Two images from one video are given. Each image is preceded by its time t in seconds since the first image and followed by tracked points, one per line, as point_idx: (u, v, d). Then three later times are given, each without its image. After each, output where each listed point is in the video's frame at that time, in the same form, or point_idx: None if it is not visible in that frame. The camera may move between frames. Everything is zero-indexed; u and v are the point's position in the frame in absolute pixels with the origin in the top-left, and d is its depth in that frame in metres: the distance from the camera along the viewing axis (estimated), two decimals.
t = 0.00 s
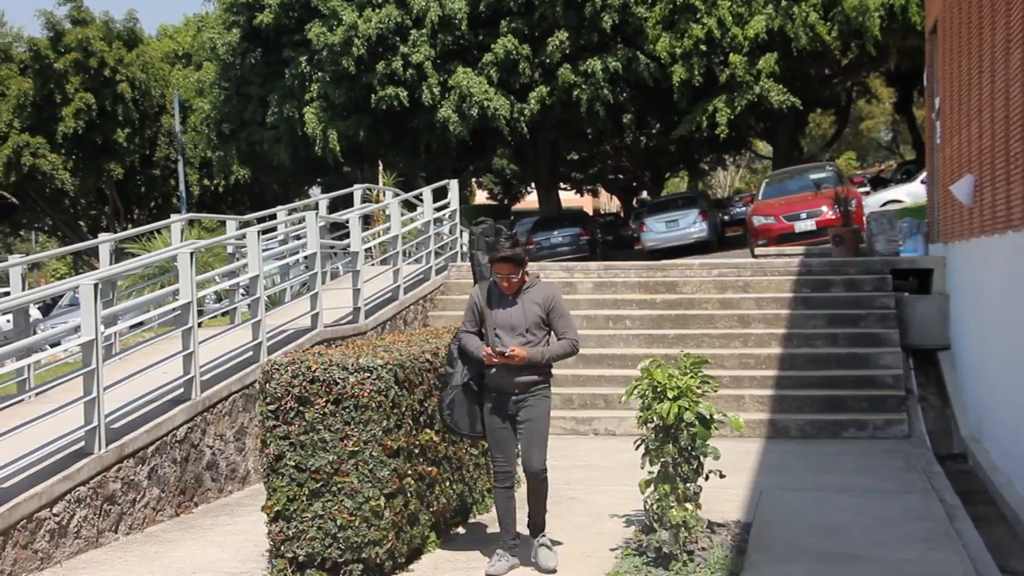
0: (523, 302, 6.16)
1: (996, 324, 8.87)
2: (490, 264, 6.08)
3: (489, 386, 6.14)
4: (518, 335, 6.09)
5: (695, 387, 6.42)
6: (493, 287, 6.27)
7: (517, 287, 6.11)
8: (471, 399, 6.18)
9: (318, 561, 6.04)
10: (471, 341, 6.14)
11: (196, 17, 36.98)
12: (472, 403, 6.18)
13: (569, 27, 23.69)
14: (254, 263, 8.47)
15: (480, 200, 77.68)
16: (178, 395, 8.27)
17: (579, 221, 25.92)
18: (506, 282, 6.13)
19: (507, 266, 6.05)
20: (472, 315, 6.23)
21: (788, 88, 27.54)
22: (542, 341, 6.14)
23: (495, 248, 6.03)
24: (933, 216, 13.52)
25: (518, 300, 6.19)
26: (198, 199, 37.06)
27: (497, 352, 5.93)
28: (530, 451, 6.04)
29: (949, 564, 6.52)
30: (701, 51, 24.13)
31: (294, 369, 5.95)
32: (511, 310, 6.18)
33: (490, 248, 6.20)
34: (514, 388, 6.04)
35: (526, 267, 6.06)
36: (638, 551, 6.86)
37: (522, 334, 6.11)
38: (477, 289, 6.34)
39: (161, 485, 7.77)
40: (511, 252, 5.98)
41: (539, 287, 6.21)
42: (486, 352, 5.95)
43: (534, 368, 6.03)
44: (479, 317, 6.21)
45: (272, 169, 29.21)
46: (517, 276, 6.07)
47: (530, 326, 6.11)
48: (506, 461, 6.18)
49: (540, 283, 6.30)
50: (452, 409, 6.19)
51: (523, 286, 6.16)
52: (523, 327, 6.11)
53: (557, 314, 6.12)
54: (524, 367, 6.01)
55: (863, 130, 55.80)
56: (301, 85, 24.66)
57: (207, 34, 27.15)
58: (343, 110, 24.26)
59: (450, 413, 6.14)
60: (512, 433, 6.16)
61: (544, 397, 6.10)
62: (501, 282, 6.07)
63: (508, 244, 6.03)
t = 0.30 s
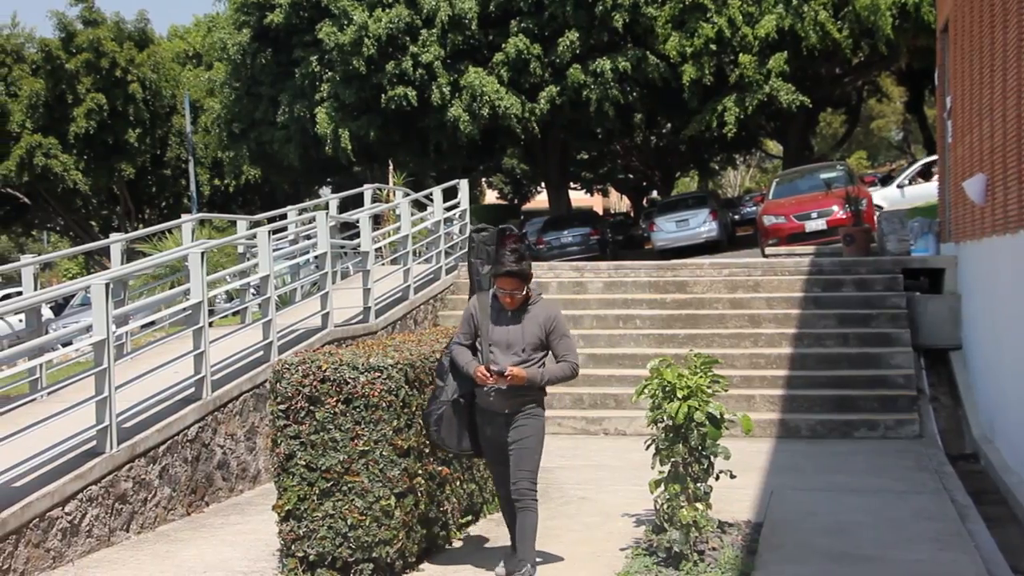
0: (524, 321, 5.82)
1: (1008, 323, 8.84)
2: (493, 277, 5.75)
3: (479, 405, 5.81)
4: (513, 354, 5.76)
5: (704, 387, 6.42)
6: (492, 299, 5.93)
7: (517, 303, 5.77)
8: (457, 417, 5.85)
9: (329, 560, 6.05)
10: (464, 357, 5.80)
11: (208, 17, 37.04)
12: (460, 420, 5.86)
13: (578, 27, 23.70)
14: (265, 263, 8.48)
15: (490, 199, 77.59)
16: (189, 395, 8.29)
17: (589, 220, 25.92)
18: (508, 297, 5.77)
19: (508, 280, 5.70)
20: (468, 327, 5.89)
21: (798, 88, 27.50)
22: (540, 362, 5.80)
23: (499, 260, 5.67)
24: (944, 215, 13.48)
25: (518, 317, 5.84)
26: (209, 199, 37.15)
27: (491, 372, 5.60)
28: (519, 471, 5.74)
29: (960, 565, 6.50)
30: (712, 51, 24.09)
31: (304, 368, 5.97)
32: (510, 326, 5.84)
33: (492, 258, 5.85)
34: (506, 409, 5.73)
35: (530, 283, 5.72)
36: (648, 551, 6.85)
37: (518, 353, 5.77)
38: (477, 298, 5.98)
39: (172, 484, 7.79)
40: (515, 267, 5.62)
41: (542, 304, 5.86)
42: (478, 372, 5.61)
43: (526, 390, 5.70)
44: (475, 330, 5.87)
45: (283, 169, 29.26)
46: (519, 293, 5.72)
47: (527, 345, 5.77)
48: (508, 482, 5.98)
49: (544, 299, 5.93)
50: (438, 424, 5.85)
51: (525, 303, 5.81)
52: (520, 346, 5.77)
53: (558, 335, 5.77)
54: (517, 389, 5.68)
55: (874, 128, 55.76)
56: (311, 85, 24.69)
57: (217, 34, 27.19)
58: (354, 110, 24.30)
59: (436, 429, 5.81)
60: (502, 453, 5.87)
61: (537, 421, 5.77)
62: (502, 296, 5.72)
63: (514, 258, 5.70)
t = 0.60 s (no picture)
0: (528, 313, 5.58)
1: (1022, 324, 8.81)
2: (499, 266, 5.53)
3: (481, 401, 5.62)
4: (516, 348, 5.52)
5: (717, 387, 6.40)
6: (498, 290, 5.71)
7: (522, 294, 5.54)
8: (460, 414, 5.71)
9: (342, 559, 6.07)
10: (466, 350, 5.62)
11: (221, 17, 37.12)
12: (462, 417, 5.71)
13: (591, 27, 23.70)
14: (278, 263, 8.50)
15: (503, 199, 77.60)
16: (202, 394, 8.31)
17: (602, 220, 25.91)
18: (513, 288, 5.54)
19: (513, 270, 5.48)
20: (471, 319, 5.70)
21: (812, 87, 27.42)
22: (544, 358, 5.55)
23: (503, 249, 5.47)
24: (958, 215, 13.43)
25: (523, 309, 5.60)
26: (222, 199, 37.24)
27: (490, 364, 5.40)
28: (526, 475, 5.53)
29: (975, 565, 6.47)
30: (724, 50, 24.03)
31: (317, 368, 5.98)
32: (514, 319, 5.60)
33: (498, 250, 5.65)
34: (507, 406, 5.49)
35: (535, 274, 5.48)
36: (662, 551, 6.84)
37: (521, 346, 5.52)
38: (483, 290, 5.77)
39: (186, 483, 7.81)
40: (518, 255, 5.40)
41: (548, 298, 5.63)
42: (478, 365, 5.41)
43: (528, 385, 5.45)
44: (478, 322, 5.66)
45: (296, 169, 29.31)
46: (525, 283, 5.49)
47: (531, 339, 5.53)
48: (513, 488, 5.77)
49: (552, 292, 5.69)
50: (440, 419, 5.71)
51: (531, 295, 5.58)
52: (523, 340, 5.53)
53: (564, 330, 5.55)
54: (519, 384, 5.44)
55: (887, 127, 55.59)
56: (324, 84, 24.73)
57: (231, 34, 27.25)
58: (366, 110, 24.34)
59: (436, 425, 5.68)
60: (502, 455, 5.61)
61: (542, 420, 5.53)
62: (506, 286, 5.50)
63: (520, 247, 5.46)
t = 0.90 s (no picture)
0: (516, 315, 5.23)
1: None
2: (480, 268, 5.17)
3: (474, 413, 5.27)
4: (507, 355, 5.18)
5: (733, 387, 6.39)
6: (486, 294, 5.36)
7: (508, 296, 5.20)
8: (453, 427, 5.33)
9: (357, 559, 6.07)
10: (454, 359, 5.26)
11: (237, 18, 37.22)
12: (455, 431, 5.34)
13: (606, 26, 23.71)
14: (294, 263, 8.51)
15: (519, 198, 77.68)
16: (218, 394, 8.34)
17: (617, 219, 25.90)
18: (498, 291, 5.19)
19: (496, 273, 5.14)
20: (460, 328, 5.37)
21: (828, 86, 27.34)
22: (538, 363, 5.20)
23: (485, 250, 5.13)
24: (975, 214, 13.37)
25: (511, 312, 5.25)
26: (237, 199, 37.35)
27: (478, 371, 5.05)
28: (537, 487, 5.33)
29: (993, 567, 6.43)
30: (740, 49, 23.97)
31: (333, 368, 5.99)
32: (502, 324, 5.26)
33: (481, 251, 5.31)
34: (503, 418, 5.17)
35: (520, 274, 5.14)
36: (677, 551, 6.83)
37: (511, 352, 5.18)
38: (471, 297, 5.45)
39: (202, 482, 7.83)
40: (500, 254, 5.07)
41: (537, 299, 5.28)
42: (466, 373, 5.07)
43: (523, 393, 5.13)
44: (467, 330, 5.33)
45: (312, 169, 29.38)
46: (509, 285, 5.15)
47: (522, 344, 5.18)
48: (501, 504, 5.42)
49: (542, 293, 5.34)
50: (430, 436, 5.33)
51: (518, 296, 5.23)
52: (514, 345, 5.19)
53: (556, 332, 5.20)
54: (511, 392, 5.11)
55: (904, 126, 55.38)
56: (340, 85, 24.79)
57: (247, 35, 27.31)
58: (382, 110, 24.40)
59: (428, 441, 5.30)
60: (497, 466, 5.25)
61: (541, 431, 5.23)
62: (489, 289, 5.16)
63: (503, 246, 5.12)
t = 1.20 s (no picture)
0: (486, 321, 5.05)
1: None
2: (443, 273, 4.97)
3: (448, 423, 5.06)
4: (479, 363, 5.00)
5: (748, 387, 6.38)
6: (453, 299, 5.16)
7: (476, 302, 5.00)
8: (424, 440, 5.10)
9: (371, 558, 6.07)
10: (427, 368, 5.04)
11: (251, 19, 37.27)
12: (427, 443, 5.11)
13: (621, 26, 23.68)
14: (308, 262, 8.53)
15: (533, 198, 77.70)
16: (234, 393, 8.36)
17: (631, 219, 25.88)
18: (465, 296, 5.00)
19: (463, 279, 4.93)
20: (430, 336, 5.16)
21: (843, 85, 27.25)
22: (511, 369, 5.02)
23: (449, 255, 4.91)
24: (991, 214, 13.31)
25: (481, 318, 5.07)
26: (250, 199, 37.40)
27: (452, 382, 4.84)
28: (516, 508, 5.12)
29: (1009, 567, 6.41)
30: (754, 49, 23.87)
31: (347, 367, 6.00)
32: (472, 331, 5.07)
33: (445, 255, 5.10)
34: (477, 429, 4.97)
35: (487, 278, 4.95)
36: (691, 551, 6.82)
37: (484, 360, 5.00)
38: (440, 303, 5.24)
39: (217, 481, 7.85)
40: (466, 258, 4.86)
41: (507, 303, 5.09)
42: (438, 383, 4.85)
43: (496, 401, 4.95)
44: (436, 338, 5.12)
45: (326, 168, 29.41)
46: (477, 290, 4.95)
47: (494, 351, 5.00)
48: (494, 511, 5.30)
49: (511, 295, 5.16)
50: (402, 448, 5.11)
51: (487, 301, 5.04)
52: (486, 352, 5.01)
53: (528, 337, 5.01)
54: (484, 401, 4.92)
55: (919, 125, 55.15)
56: (354, 84, 24.84)
57: (262, 35, 27.33)
58: (396, 110, 24.42)
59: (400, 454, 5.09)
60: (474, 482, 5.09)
61: (516, 441, 5.04)
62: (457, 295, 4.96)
63: (467, 249, 4.90)
